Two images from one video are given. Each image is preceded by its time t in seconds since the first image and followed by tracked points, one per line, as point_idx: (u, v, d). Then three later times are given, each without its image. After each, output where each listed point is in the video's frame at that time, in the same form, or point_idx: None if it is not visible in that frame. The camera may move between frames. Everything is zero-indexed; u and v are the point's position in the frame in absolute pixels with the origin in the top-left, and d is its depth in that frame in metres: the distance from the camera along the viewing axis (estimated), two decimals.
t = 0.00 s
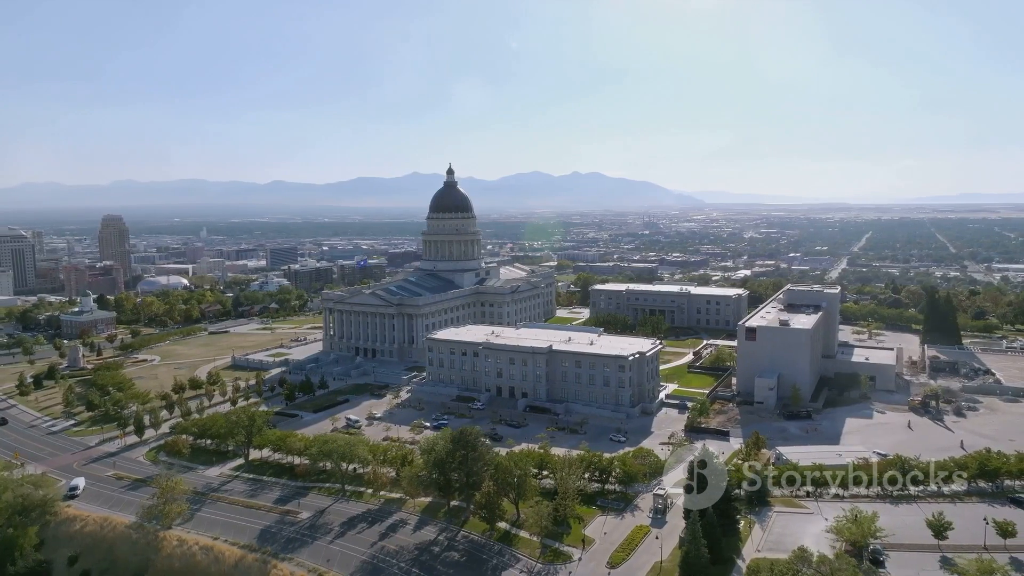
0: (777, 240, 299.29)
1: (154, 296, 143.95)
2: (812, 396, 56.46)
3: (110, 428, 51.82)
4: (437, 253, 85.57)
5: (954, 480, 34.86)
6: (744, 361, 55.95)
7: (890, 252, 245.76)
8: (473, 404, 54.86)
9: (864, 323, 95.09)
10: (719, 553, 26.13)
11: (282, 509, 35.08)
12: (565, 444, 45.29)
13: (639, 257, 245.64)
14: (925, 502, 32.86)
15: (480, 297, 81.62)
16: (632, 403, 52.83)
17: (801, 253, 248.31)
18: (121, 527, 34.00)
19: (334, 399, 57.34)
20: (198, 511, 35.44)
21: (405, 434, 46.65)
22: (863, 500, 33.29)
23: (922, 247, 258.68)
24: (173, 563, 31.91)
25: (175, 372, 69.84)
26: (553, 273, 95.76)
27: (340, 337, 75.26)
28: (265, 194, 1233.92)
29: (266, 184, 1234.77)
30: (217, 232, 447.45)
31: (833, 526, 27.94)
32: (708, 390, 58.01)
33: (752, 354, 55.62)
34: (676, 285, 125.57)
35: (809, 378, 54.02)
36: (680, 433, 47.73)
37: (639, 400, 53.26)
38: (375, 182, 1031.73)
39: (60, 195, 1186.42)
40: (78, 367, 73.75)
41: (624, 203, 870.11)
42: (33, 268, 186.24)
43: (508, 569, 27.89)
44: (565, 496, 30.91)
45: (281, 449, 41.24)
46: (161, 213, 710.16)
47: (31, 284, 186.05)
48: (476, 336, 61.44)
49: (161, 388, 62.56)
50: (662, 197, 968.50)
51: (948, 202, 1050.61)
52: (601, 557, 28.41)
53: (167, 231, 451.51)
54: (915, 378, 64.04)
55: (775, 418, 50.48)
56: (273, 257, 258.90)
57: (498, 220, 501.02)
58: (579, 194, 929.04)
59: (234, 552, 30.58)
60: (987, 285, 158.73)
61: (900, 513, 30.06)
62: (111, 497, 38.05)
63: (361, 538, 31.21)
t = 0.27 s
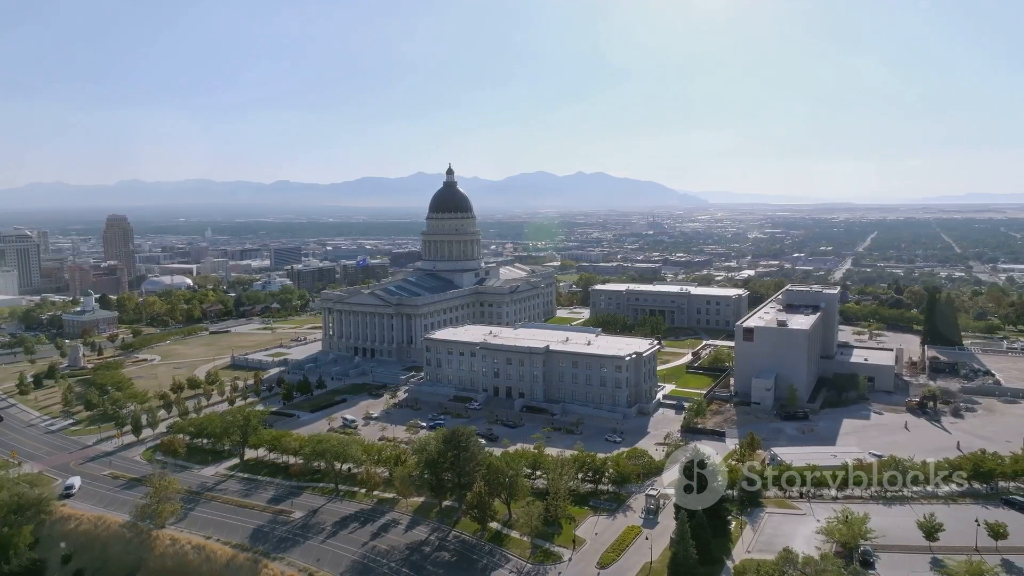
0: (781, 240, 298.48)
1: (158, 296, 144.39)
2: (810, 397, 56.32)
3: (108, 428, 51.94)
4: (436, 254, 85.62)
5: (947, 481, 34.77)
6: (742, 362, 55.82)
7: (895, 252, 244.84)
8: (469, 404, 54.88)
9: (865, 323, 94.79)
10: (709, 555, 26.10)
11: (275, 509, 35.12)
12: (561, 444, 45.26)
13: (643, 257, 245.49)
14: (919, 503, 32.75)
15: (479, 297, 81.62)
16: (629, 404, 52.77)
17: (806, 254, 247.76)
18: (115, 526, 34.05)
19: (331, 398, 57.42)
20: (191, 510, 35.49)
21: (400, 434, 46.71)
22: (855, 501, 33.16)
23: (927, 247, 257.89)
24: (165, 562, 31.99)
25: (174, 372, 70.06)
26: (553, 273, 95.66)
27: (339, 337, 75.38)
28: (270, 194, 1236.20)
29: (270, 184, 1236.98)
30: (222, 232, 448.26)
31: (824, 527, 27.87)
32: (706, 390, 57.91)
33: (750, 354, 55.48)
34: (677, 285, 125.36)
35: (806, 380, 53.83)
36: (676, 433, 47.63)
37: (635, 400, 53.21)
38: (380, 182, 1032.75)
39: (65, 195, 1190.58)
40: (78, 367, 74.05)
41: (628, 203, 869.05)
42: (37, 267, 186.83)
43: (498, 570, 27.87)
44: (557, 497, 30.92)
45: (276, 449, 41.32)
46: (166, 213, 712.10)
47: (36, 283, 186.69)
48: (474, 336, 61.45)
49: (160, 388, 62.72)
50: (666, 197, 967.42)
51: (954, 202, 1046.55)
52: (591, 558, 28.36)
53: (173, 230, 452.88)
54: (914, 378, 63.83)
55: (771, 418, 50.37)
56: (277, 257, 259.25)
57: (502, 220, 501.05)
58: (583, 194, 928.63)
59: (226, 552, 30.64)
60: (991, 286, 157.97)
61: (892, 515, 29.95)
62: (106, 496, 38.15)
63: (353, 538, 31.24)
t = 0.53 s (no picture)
0: (785, 240, 297.86)
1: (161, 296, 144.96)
2: (808, 398, 56.16)
3: (105, 427, 52.09)
4: (436, 253, 85.69)
5: (941, 482, 34.64)
6: (739, 362, 55.70)
7: (900, 252, 244.05)
8: (466, 404, 54.90)
9: (866, 324, 94.54)
10: (698, 556, 26.09)
11: (269, 508, 35.16)
12: (556, 444, 45.24)
13: (647, 257, 245.37)
14: (912, 505, 32.64)
15: (478, 297, 81.64)
16: (626, 404, 52.72)
17: (810, 254, 247.37)
18: (109, 525, 34.13)
19: (329, 398, 57.52)
20: (185, 510, 35.54)
21: (396, 433, 46.73)
22: (848, 502, 33.08)
23: (931, 247, 257.16)
24: (158, 561, 32.05)
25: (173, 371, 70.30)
26: (553, 273, 95.65)
27: (338, 336, 75.51)
28: (275, 194, 1238.88)
29: (275, 184, 1239.68)
30: (226, 232, 449.56)
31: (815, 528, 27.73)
32: (703, 391, 57.83)
33: (747, 355, 55.37)
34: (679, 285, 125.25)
35: (803, 380, 53.67)
36: (672, 434, 47.58)
37: (632, 401, 53.16)
38: (384, 182, 1034.09)
39: (71, 194, 1195.03)
40: (79, 366, 74.36)
41: (632, 203, 868.26)
42: (42, 267, 187.73)
43: (488, 569, 27.87)
44: (548, 497, 30.92)
45: (271, 448, 41.41)
46: (174, 213, 714.23)
47: (41, 283, 187.46)
48: (472, 336, 61.47)
49: (159, 387, 62.94)
50: (671, 197, 966.42)
51: (960, 202, 1042.76)
52: (581, 558, 28.36)
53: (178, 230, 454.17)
54: (913, 379, 63.64)
55: (768, 419, 50.26)
56: (281, 256, 259.90)
57: (506, 220, 501.15)
58: (587, 194, 928.32)
59: (218, 551, 30.72)
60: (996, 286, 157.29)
61: (884, 516, 29.85)
62: (101, 494, 38.27)
63: (345, 537, 31.28)
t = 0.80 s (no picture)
0: (790, 240, 296.98)
1: (164, 295, 145.47)
2: (806, 398, 56.01)
3: (103, 427, 52.25)
4: (436, 253, 85.76)
5: (935, 483, 34.48)
6: (737, 362, 55.57)
7: (905, 252, 243.02)
8: (463, 404, 54.91)
9: (867, 324, 94.20)
10: (687, 556, 26.10)
11: (262, 508, 35.24)
12: (551, 444, 45.23)
13: (650, 257, 245.19)
14: (905, 506, 32.51)
15: (477, 297, 81.62)
16: (623, 404, 52.66)
17: (814, 254, 246.90)
18: (103, 524, 34.24)
19: (327, 397, 57.69)
20: (179, 509, 35.62)
21: (392, 433, 46.82)
22: (841, 503, 32.95)
23: (937, 247, 256.35)
24: (151, 560, 32.13)
25: (173, 371, 70.50)
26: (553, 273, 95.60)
27: (338, 336, 75.61)
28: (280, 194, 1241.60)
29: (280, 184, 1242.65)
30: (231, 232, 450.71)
31: (806, 530, 27.63)
32: (701, 391, 57.71)
33: (745, 355, 55.25)
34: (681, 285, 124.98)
35: (801, 380, 53.51)
36: (669, 434, 47.50)
37: (629, 401, 53.11)
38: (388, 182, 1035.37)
39: (77, 195, 1200.11)
40: (80, 366, 74.65)
41: (637, 203, 867.27)
42: (47, 267, 188.54)
43: (478, 569, 27.87)
44: (539, 497, 30.94)
45: (267, 447, 41.47)
46: (179, 213, 716.48)
47: (46, 283, 188.23)
48: (470, 336, 61.47)
49: (158, 387, 63.12)
50: (675, 197, 965.22)
51: (966, 202, 1038.39)
52: (571, 559, 28.33)
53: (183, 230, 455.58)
54: (913, 379, 63.38)
55: (765, 419, 50.14)
56: (285, 256, 260.61)
57: (511, 220, 501.16)
58: (592, 194, 927.83)
59: (210, 550, 30.79)
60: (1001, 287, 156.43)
61: (875, 519, 29.75)
62: (97, 493, 38.41)
63: (337, 537, 31.35)
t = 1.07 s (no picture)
0: (795, 240, 296.13)
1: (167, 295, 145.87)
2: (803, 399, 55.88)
3: (101, 426, 52.47)
4: (436, 253, 85.79)
5: (929, 484, 34.33)
6: (735, 362, 55.47)
7: (910, 252, 241.98)
8: (460, 404, 54.95)
9: (868, 325, 93.91)
10: (676, 556, 26.06)
11: (256, 507, 35.31)
12: (547, 444, 45.24)
13: (654, 257, 244.92)
14: (898, 507, 32.41)
15: (477, 297, 81.62)
16: (619, 404, 52.63)
17: (819, 254, 246.41)
18: (97, 522, 34.35)
19: (325, 397, 57.77)
20: (173, 508, 35.73)
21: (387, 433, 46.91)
22: (834, 504, 32.87)
23: (942, 247, 255.46)
24: (144, 559, 32.24)
25: (173, 370, 70.70)
26: (554, 273, 95.55)
27: (337, 335, 75.72)
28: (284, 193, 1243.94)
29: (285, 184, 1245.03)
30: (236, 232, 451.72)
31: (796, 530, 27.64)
32: (699, 391, 57.62)
33: (742, 355, 55.15)
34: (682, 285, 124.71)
35: (798, 381, 53.37)
36: (665, 434, 47.42)
37: (626, 401, 53.06)
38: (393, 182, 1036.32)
39: (83, 194, 1204.34)
40: (80, 365, 74.87)
41: (641, 203, 866.12)
42: (52, 267, 189.06)
43: (467, 569, 27.88)
44: (531, 497, 30.94)
45: (262, 447, 41.57)
46: (184, 213, 718.41)
47: (50, 282, 188.94)
48: (468, 336, 61.50)
49: (158, 386, 63.33)
50: (680, 197, 963.81)
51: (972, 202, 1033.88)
52: (561, 559, 28.32)
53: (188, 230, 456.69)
54: (912, 380, 63.16)
55: (762, 420, 50.03)
56: (289, 256, 261.07)
57: (515, 220, 501.05)
58: (596, 194, 927.27)
59: (202, 549, 30.88)
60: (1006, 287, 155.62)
61: (868, 520, 29.68)
62: (92, 492, 38.55)
63: (329, 536, 31.41)
